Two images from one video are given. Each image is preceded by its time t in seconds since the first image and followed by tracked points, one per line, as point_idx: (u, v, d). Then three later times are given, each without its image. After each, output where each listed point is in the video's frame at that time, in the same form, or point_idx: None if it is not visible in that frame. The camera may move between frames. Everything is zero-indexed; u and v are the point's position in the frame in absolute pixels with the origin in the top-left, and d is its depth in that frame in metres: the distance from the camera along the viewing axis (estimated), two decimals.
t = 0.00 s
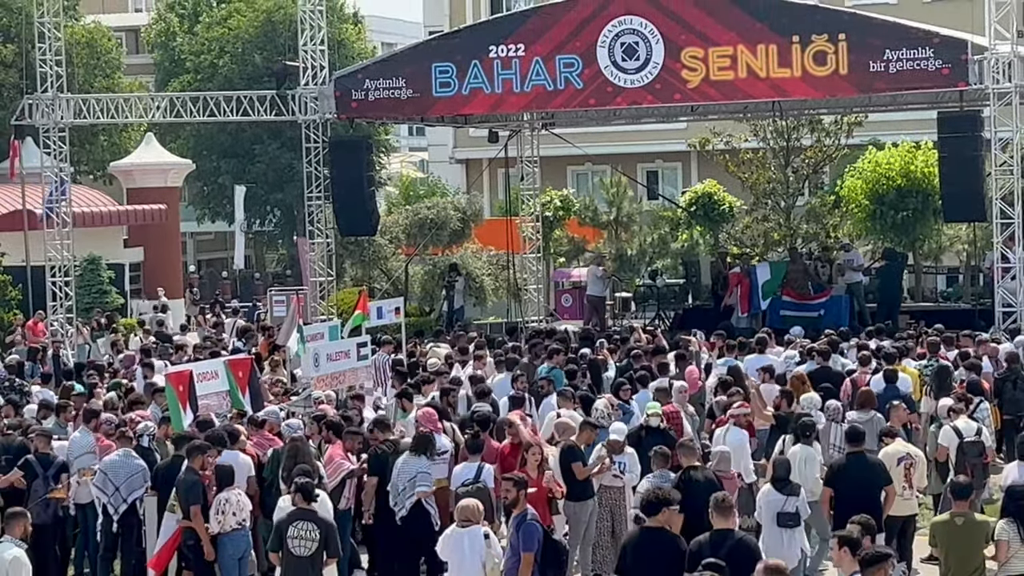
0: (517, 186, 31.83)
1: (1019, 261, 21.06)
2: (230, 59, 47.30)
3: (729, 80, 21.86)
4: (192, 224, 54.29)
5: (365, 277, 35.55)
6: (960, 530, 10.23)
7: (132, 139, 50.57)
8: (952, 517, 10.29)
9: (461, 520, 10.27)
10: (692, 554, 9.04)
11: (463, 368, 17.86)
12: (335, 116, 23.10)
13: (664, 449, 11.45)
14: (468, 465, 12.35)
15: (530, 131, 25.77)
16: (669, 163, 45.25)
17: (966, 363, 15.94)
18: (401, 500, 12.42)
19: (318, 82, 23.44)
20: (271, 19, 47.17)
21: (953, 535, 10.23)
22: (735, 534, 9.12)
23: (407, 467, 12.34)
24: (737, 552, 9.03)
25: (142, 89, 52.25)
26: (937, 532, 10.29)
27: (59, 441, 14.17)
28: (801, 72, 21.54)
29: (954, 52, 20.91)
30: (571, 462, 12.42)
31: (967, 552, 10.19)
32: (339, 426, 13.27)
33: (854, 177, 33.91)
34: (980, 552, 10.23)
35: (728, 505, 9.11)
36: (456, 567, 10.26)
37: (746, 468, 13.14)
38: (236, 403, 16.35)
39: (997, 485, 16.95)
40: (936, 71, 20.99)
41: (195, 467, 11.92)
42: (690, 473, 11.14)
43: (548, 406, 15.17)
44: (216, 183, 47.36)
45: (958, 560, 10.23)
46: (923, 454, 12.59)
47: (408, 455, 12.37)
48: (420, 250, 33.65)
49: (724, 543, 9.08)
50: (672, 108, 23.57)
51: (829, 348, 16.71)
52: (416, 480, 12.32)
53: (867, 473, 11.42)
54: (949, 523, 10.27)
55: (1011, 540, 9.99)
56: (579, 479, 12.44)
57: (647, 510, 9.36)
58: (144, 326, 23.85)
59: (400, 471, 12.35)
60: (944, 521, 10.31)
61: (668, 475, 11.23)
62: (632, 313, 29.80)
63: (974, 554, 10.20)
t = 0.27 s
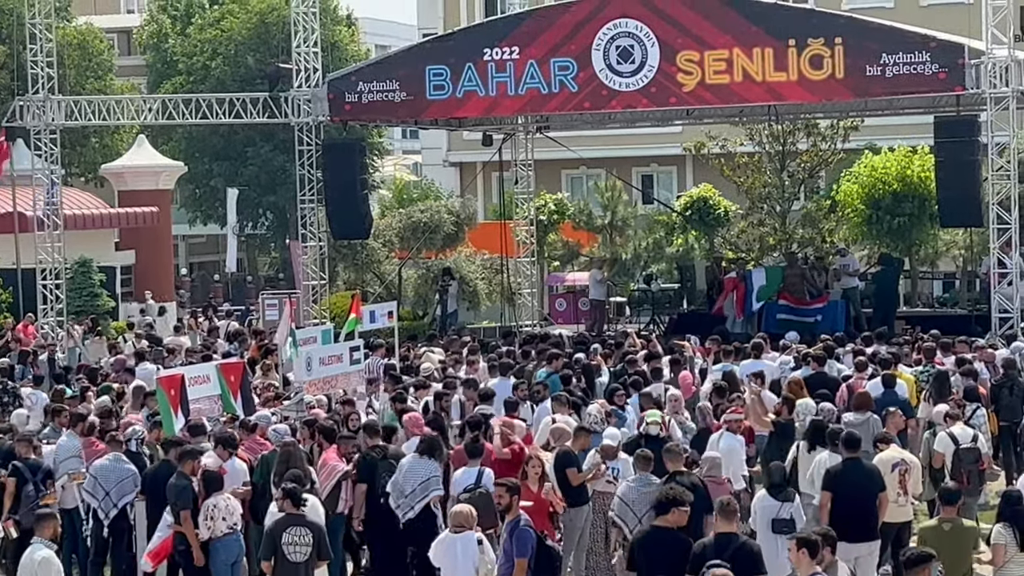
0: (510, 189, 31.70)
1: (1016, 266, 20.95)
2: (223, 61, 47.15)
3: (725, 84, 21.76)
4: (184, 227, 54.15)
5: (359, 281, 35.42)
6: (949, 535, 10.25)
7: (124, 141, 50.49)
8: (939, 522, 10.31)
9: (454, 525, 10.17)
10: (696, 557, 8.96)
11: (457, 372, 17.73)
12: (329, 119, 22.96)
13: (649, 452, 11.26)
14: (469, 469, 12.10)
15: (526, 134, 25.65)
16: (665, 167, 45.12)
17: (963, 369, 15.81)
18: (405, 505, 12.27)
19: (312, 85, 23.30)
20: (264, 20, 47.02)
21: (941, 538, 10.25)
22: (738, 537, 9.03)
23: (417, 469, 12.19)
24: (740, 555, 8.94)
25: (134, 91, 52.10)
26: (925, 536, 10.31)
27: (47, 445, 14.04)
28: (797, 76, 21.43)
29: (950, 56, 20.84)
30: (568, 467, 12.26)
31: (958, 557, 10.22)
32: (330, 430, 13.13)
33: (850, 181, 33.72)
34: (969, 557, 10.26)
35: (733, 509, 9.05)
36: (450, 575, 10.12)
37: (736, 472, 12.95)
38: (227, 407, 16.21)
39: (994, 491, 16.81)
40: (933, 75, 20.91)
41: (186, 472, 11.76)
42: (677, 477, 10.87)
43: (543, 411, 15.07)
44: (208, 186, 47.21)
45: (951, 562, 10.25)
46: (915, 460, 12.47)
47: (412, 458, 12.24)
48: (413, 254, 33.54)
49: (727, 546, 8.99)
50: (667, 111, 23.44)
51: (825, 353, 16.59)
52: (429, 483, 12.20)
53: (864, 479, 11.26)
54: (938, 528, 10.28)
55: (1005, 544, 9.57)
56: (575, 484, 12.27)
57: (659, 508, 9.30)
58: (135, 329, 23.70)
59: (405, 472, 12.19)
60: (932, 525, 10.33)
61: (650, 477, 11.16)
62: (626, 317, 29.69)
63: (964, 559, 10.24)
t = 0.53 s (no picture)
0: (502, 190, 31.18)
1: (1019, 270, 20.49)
2: (209, 60, 46.59)
3: (722, 83, 21.28)
4: (170, 228, 53.58)
5: (346, 283, 34.89)
6: (942, 545, 9.75)
7: (109, 140, 49.93)
8: (933, 531, 9.82)
9: (443, 535, 9.66)
10: (704, 558, 8.66)
11: (447, 378, 17.22)
12: (316, 117, 22.49)
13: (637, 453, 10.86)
14: (470, 475, 11.63)
15: (518, 134, 25.14)
16: (659, 168, 44.64)
17: (966, 376, 15.32)
18: (402, 514, 11.81)
19: (300, 83, 22.82)
20: (251, 17, 46.47)
21: (933, 549, 9.75)
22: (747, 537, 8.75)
23: (415, 476, 11.72)
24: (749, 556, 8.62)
25: (120, 90, 51.50)
26: (917, 548, 9.81)
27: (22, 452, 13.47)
28: (797, 75, 20.96)
29: (953, 56, 20.36)
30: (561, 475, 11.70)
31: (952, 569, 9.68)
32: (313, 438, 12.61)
33: (849, 183, 33.23)
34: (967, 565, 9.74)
35: (742, 509, 8.83)
36: None
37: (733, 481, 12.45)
38: (211, 413, 15.70)
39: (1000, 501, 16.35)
40: (934, 74, 20.44)
41: (170, 480, 11.30)
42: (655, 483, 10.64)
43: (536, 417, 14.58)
44: (194, 186, 46.64)
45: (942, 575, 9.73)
46: (916, 467, 11.95)
47: (407, 465, 11.78)
48: (402, 256, 33.02)
49: (736, 548, 8.67)
50: (663, 111, 22.95)
51: (827, 360, 16.12)
52: (427, 489, 11.72)
53: (862, 488, 10.75)
54: (930, 538, 9.78)
55: (1006, 554, 9.39)
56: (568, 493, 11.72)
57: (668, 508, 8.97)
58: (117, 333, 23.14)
59: (402, 480, 11.73)
60: (925, 535, 9.82)
61: (638, 481, 11.00)
62: (619, 321, 29.19)
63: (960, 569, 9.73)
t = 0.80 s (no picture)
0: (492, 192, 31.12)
1: (1009, 273, 20.48)
2: (198, 60, 46.50)
3: (712, 85, 21.25)
4: (160, 229, 53.51)
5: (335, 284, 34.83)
6: (930, 547, 9.62)
7: (98, 140, 49.86)
8: (921, 533, 9.69)
9: (431, 537, 9.60)
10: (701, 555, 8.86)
11: (436, 380, 17.17)
12: (306, 118, 22.42)
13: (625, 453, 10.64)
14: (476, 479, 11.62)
15: (508, 135, 25.08)
16: (650, 170, 44.62)
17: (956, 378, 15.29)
18: (397, 516, 12.12)
19: (290, 83, 22.74)
20: (240, 17, 46.41)
21: (922, 552, 9.60)
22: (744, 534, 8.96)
23: (405, 476, 12.00)
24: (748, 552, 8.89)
25: (109, 90, 51.40)
26: (905, 551, 9.65)
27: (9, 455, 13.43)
28: (787, 77, 20.93)
29: (944, 58, 20.32)
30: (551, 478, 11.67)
31: (941, 571, 9.55)
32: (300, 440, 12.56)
33: (840, 186, 33.22)
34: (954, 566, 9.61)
35: (736, 507, 9.00)
36: None
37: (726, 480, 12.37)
38: (199, 414, 15.64)
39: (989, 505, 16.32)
40: (925, 77, 20.41)
41: (158, 481, 11.24)
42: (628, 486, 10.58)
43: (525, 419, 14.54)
44: (182, 186, 46.55)
45: None
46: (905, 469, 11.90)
47: (400, 467, 12.04)
48: (392, 258, 32.97)
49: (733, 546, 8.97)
50: (654, 112, 22.91)
51: (818, 363, 16.09)
52: (420, 487, 11.99)
53: (853, 491, 10.71)
54: (918, 540, 9.64)
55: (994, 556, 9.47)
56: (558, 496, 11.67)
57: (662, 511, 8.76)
58: (105, 334, 23.06)
59: (395, 480, 12.02)
60: (913, 537, 9.68)
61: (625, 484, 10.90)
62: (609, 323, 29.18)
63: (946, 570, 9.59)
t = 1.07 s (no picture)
0: (480, 191, 31.12)
1: (996, 273, 20.51)
2: (187, 58, 46.44)
3: (701, 85, 21.25)
4: (148, 228, 53.44)
5: (324, 284, 34.79)
6: (921, 547, 9.72)
7: (86, 139, 49.78)
8: (911, 533, 9.80)
9: (419, 537, 9.55)
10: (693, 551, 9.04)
11: (424, 379, 17.15)
12: (294, 118, 22.41)
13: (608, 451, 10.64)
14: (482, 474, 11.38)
15: (497, 134, 25.07)
16: (638, 170, 44.64)
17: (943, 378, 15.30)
18: (393, 513, 12.04)
19: (278, 83, 22.72)
20: (229, 16, 46.34)
21: (912, 552, 9.71)
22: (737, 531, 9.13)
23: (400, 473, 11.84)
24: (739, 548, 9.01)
25: (97, 89, 51.32)
26: (895, 552, 9.78)
27: None
28: (775, 78, 20.94)
29: (932, 59, 20.34)
30: (539, 478, 11.66)
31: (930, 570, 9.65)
32: (288, 440, 12.55)
33: (828, 187, 33.28)
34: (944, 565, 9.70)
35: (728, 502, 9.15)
36: None
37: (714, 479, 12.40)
38: (187, 413, 15.61)
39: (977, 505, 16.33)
40: (914, 78, 20.42)
41: (146, 480, 11.32)
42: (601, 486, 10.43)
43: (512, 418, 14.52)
44: (170, 185, 46.49)
45: None
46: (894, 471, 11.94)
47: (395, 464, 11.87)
48: (380, 257, 32.95)
49: (724, 540, 9.09)
50: (642, 112, 22.91)
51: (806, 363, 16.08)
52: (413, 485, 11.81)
53: (842, 491, 10.72)
54: (909, 540, 9.76)
55: (977, 557, 9.54)
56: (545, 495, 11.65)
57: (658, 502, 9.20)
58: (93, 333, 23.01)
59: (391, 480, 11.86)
60: (903, 538, 9.79)
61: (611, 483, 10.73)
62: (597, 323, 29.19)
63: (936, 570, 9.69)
